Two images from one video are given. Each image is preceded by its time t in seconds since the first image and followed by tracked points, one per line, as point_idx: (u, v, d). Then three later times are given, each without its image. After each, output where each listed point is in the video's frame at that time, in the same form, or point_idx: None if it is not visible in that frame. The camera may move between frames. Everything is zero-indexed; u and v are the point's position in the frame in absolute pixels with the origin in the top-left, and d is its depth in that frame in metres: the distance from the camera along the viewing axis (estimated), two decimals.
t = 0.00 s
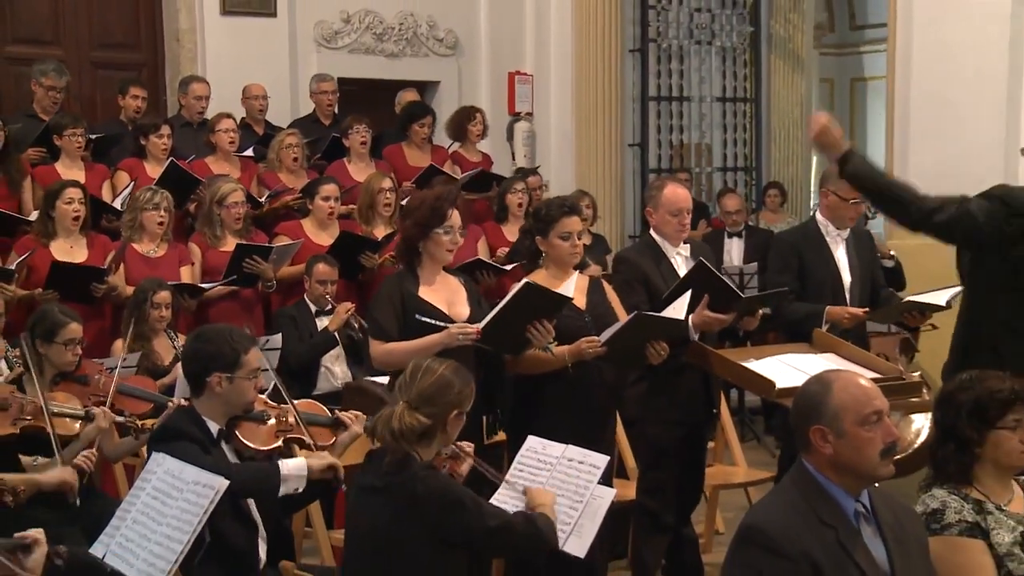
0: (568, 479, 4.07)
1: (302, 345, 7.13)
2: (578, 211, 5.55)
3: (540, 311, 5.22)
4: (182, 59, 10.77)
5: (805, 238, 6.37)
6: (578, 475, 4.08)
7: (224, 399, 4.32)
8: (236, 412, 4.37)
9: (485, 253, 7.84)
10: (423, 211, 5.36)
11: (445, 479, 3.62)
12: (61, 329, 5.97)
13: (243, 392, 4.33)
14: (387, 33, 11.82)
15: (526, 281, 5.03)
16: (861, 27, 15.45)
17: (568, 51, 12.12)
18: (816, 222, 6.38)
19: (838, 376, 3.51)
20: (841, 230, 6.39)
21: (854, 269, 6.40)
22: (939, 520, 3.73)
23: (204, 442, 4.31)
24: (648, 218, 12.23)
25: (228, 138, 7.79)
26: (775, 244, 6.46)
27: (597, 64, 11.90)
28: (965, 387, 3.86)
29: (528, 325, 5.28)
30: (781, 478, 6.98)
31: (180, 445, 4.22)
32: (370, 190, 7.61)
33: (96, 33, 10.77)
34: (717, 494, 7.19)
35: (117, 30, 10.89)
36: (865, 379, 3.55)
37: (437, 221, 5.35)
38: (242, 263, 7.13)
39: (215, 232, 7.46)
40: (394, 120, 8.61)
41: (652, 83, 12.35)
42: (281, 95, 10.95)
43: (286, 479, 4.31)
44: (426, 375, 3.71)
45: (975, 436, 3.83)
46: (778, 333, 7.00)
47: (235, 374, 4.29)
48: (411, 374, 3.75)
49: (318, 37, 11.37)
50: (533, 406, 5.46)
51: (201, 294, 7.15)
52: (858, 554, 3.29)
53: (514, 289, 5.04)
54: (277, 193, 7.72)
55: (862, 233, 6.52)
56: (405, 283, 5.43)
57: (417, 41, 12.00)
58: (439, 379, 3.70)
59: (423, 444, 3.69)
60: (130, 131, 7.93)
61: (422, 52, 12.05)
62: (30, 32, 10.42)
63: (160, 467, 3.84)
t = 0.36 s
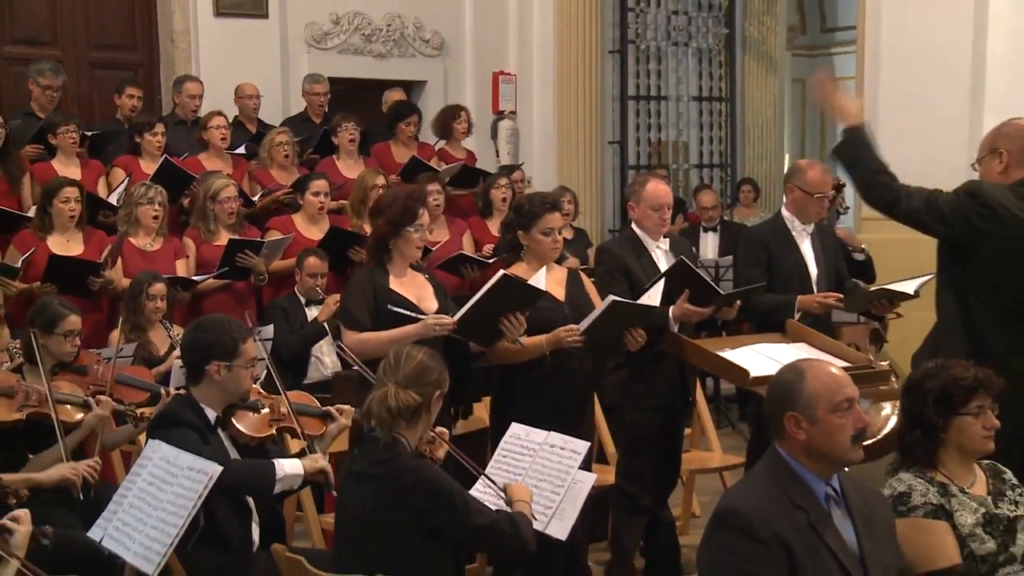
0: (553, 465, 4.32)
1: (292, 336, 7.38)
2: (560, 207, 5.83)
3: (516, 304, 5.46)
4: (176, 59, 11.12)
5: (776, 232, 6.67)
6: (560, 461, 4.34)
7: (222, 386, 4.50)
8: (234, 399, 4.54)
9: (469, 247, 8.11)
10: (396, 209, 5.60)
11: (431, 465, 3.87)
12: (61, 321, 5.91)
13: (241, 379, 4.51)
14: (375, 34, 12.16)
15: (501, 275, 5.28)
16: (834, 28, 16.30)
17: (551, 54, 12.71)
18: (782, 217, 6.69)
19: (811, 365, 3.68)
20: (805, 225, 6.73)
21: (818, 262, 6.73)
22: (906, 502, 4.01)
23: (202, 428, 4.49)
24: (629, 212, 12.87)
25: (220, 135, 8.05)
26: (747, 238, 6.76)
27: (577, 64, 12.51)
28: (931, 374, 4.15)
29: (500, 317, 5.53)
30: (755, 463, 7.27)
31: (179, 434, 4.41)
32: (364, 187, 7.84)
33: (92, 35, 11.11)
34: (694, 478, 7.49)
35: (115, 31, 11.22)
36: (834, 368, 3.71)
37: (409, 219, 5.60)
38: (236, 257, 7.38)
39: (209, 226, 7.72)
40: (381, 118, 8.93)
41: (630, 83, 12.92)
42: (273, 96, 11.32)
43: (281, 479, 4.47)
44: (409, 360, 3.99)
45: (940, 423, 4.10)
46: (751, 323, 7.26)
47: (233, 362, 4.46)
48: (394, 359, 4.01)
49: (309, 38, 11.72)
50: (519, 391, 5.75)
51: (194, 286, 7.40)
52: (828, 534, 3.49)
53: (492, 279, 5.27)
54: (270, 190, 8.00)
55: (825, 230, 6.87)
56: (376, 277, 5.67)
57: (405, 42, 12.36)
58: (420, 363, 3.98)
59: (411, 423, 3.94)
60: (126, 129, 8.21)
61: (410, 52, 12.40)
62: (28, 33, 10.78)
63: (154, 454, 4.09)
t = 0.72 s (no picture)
0: (544, 446, 4.55)
1: (291, 324, 7.65)
2: (550, 200, 6.11)
3: (498, 294, 5.68)
4: (180, 56, 11.52)
5: (758, 223, 6.97)
6: (551, 442, 4.58)
7: (227, 372, 4.78)
8: (237, 384, 4.82)
9: (463, 237, 8.39)
10: (375, 205, 5.82)
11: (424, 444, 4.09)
12: (76, 306, 6.41)
13: (245, 366, 4.79)
14: (371, 32, 12.65)
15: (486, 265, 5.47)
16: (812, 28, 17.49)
17: (540, 50, 13.05)
18: (763, 209, 6.99)
19: (791, 351, 3.95)
20: (786, 215, 7.03)
21: (798, 251, 7.03)
22: (881, 482, 4.27)
23: (204, 410, 4.76)
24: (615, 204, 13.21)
25: (220, 128, 8.34)
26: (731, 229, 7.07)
27: (564, 60, 12.82)
28: (906, 358, 4.39)
29: (483, 308, 5.73)
30: (738, 445, 7.57)
31: (186, 419, 4.69)
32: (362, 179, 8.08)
33: (99, 33, 11.54)
34: (680, 460, 7.79)
35: (120, 30, 11.66)
36: (814, 354, 3.98)
37: (390, 212, 5.83)
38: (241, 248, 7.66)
39: (212, 217, 8.00)
40: (378, 114, 9.28)
41: (618, 78, 13.24)
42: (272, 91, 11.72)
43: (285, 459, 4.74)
44: (398, 344, 4.22)
45: (914, 405, 4.34)
46: (734, 311, 7.55)
47: (238, 350, 4.75)
48: (385, 343, 4.25)
49: (308, 36, 12.21)
50: (513, 377, 6.02)
51: (198, 276, 7.67)
52: (806, 513, 3.78)
53: (478, 270, 5.48)
54: (270, 185, 8.31)
55: (805, 220, 7.20)
56: (359, 269, 5.91)
57: (400, 40, 12.86)
58: (410, 346, 4.21)
59: (402, 405, 4.16)
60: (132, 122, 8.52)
61: (405, 50, 12.90)
62: (38, 32, 11.18)
63: (161, 438, 4.35)
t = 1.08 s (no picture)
0: (538, 434, 4.74)
1: (294, 314, 7.91)
2: (542, 194, 6.40)
3: (492, 285, 5.97)
4: (186, 55, 11.81)
5: (744, 217, 7.27)
6: (546, 429, 4.78)
7: (230, 361, 4.84)
8: (240, 373, 4.90)
9: (460, 231, 8.67)
10: (363, 201, 6.08)
11: (423, 430, 4.16)
12: (92, 303, 6.71)
13: (248, 356, 4.85)
14: (371, 33, 12.97)
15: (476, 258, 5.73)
16: (796, 29, 17.93)
17: (535, 51, 13.45)
18: (751, 205, 7.29)
19: (776, 340, 4.09)
20: (772, 209, 7.33)
21: (784, 243, 7.33)
22: (863, 466, 4.44)
23: (210, 399, 4.85)
24: (607, 200, 13.59)
25: (224, 125, 8.64)
26: (718, 223, 7.37)
27: (557, 60, 13.19)
28: (886, 347, 4.55)
29: (477, 298, 6.03)
30: (726, 431, 7.85)
31: (189, 405, 4.75)
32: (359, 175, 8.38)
33: (109, 34, 11.83)
34: (669, 446, 8.07)
35: (128, 31, 11.95)
36: (798, 343, 4.11)
37: (374, 210, 6.09)
38: (247, 242, 7.96)
39: (218, 211, 8.29)
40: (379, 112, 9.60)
41: (610, 77, 13.51)
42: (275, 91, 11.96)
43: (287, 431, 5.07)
44: (395, 334, 4.26)
45: (895, 393, 4.50)
46: (722, 301, 7.84)
47: (241, 341, 4.79)
48: (382, 332, 4.29)
49: (310, 37, 12.50)
50: (507, 364, 6.30)
51: (205, 269, 7.93)
52: (791, 497, 3.91)
53: (469, 265, 5.77)
54: (274, 180, 8.63)
55: (793, 214, 7.48)
56: (352, 265, 6.16)
57: (399, 40, 13.21)
58: (407, 335, 4.25)
59: (398, 394, 4.21)
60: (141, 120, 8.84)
61: (404, 50, 13.25)
62: (50, 31, 11.47)
63: (169, 423, 4.37)
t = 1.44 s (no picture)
0: (537, 421, 4.94)
1: (301, 306, 8.19)
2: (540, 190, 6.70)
3: (493, 278, 6.28)
4: (197, 57, 12.14)
5: (735, 212, 7.57)
6: (544, 417, 4.97)
7: (239, 350, 5.10)
8: (250, 362, 5.16)
9: (462, 226, 8.96)
10: (375, 200, 6.38)
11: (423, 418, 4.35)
12: (110, 304, 7.00)
13: (257, 346, 5.12)
14: (375, 35, 13.26)
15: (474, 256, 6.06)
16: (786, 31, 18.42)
17: (534, 52, 13.78)
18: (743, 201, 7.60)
19: (766, 333, 4.22)
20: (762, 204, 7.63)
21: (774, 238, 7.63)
22: (849, 454, 4.56)
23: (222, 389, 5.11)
24: (603, 198, 14.00)
25: (234, 124, 8.97)
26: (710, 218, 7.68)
27: (555, 62, 13.58)
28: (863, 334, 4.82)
29: (481, 291, 6.33)
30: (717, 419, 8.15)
31: (201, 395, 5.02)
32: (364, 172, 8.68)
33: (123, 36, 12.15)
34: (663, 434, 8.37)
35: (142, 33, 12.28)
36: (789, 335, 4.25)
37: (384, 208, 6.39)
38: (255, 237, 8.25)
39: (228, 207, 8.59)
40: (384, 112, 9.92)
41: (606, 79, 14.06)
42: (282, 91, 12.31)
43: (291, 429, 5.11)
44: (395, 324, 4.45)
45: (883, 382, 4.60)
46: (713, 295, 8.14)
47: (249, 330, 5.06)
48: (383, 323, 4.48)
49: (316, 38, 12.82)
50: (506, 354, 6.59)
51: (216, 263, 8.22)
52: (781, 482, 4.05)
53: (467, 260, 6.09)
54: (283, 179, 8.96)
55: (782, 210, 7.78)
56: (363, 263, 6.48)
57: (402, 43, 13.49)
58: (407, 325, 4.44)
59: (399, 381, 4.40)
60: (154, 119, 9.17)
61: (407, 53, 13.54)
62: (65, 35, 11.80)
63: (181, 412, 4.64)
